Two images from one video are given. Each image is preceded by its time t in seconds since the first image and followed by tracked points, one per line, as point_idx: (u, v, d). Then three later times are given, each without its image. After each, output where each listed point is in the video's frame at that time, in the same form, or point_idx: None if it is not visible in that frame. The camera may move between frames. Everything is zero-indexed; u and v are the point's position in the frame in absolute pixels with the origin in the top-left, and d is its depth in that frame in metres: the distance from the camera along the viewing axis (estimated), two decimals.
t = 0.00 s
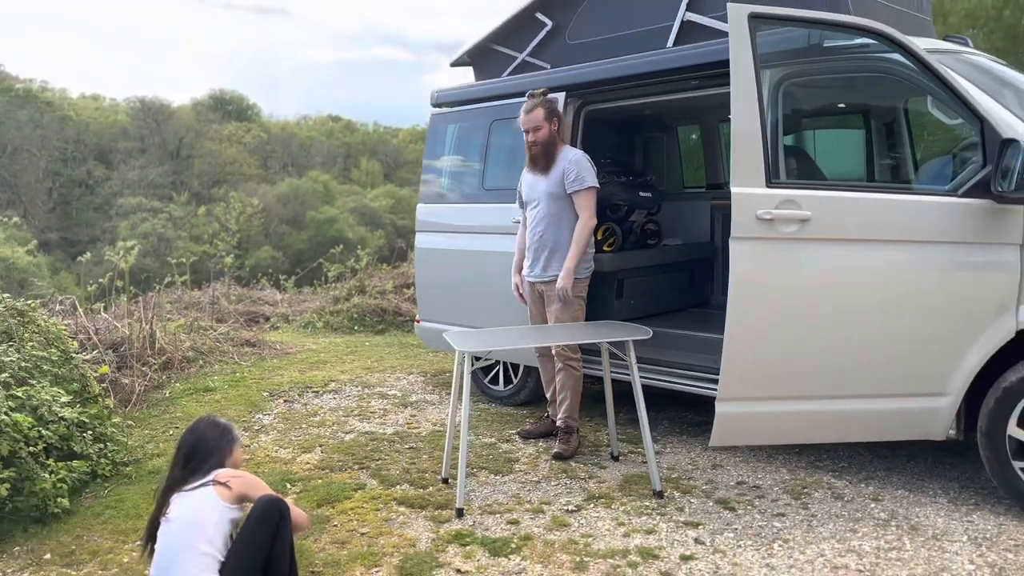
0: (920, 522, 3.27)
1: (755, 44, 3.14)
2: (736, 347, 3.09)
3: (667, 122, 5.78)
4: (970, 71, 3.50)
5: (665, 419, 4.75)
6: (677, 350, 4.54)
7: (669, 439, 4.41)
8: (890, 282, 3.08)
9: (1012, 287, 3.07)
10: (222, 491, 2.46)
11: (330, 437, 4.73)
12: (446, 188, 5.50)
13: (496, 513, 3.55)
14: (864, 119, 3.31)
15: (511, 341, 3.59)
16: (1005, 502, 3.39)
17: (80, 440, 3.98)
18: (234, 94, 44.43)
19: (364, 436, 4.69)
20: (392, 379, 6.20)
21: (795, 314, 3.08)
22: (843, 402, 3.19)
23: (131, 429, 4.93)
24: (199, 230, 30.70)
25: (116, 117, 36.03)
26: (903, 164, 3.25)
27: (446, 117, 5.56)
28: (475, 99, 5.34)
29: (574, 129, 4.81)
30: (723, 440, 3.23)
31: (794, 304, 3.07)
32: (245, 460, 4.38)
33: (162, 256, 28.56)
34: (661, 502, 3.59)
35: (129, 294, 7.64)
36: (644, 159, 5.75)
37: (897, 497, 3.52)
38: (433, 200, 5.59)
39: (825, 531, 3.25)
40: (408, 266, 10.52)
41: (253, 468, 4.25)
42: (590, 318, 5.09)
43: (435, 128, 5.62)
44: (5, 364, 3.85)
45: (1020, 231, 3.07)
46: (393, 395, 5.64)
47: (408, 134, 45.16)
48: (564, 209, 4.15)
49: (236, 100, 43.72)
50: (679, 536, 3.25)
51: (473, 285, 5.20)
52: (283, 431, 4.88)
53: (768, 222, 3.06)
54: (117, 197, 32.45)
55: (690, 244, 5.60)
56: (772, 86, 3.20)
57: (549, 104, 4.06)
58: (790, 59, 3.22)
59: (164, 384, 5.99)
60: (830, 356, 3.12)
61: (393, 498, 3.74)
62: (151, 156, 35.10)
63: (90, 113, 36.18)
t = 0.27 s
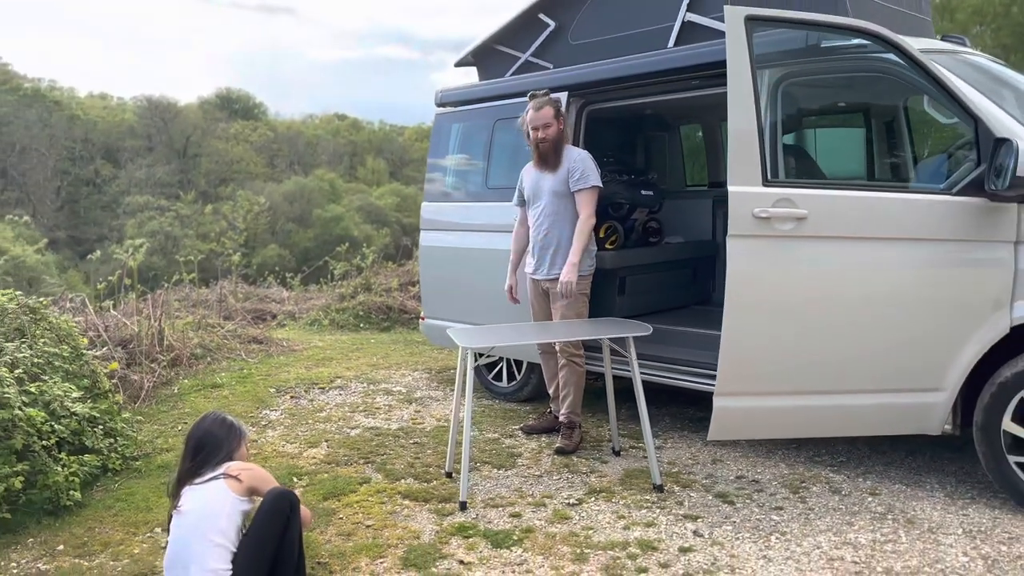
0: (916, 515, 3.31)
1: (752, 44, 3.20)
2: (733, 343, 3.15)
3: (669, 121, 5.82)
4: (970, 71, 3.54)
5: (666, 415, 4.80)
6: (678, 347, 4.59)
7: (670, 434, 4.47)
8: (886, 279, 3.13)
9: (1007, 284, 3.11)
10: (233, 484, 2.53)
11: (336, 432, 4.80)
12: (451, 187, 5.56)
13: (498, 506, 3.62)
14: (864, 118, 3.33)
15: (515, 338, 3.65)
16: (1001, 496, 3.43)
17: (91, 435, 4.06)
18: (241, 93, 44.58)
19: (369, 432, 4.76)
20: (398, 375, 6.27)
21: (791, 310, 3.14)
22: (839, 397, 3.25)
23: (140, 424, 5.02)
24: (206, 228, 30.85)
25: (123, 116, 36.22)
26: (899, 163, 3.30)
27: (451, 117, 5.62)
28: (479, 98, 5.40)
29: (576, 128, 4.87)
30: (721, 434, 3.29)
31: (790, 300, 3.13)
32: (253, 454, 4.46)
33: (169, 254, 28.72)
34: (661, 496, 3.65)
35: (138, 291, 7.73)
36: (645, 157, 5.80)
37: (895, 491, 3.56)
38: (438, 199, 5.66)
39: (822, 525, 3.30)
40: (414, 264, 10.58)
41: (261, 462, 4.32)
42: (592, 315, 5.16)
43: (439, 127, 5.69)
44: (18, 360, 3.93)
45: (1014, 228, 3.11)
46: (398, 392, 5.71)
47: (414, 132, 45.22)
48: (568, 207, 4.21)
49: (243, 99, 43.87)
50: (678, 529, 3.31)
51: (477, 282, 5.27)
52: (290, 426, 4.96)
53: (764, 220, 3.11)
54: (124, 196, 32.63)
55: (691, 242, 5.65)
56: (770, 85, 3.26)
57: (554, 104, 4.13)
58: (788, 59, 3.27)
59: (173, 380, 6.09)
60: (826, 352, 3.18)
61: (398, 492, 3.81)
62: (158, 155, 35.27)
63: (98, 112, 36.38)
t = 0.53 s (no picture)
0: (915, 510, 3.34)
1: (750, 43, 3.23)
2: (733, 339, 3.19)
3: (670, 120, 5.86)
4: (967, 70, 3.57)
5: (667, 411, 4.84)
6: (679, 344, 4.63)
7: (671, 431, 4.51)
8: (883, 276, 3.17)
9: (1003, 281, 3.14)
10: (245, 480, 2.58)
11: (339, 429, 4.84)
12: (453, 185, 5.60)
13: (501, 502, 3.65)
14: (864, 116, 3.37)
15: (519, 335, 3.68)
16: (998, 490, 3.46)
17: (96, 432, 4.10)
18: (242, 92, 44.62)
19: (372, 429, 4.80)
20: (400, 373, 6.31)
21: (790, 307, 3.17)
22: (838, 393, 3.28)
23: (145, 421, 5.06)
24: (207, 227, 30.89)
25: (124, 115, 36.26)
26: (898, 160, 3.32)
27: (452, 116, 5.66)
28: (481, 98, 5.43)
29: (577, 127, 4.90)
30: (722, 430, 3.33)
31: (788, 297, 3.17)
32: (257, 451, 4.50)
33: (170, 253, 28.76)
34: (662, 492, 3.69)
35: (141, 290, 7.77)
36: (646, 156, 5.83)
37: (893, 486, 3.60)
38: (439, 198, 5.70)
39: (821, 519, 3.33)
40: (416, 262, 10.62)
41: (265, 459, 4.36)
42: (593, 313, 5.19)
43: (441, 127, 5.72)
44: (24, 358, 3.97)
45: (1011, 225, 3.14)
46: (401, 389, 5.75)
47: (415, 131, 45.26)
48: (570, 206, 4.24)
49: (244, 98, 43.89)
50: (679, 523, 3.35)
51: (479, 280, 5.30)
52: (294, 423, 5.00)
53: (763, 218, 3.14)
54: (126, 195, 32.68)
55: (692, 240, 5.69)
56: (769, 84, 3.29)
57: (553, 105, 4.15)
58: (787, 58, 3.30)
59: (176, 378, 6.14)
60: (824, 348, 3.22)
61: (402, 488, 3.84)
62: (159, 154, 35.32)
63: (98, 112, 36.42)
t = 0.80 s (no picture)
0: (911, 508, 3.37)
1: (747, 46, 3.26)
2: (730, 339, 3.21)
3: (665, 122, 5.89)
4: (961, 72, 3.59)
5: (665, 412, 4.86)
6: (676, 345, 4.65)
7: (669, 431, 4.53)
8: (878, 276, 3.20)
9: (997, 280, 3.17)
10: (250, 483, 2.60)
11: (337, 431, 4.85)
12: (450, 187, 5.61)
13: (500, 502, 3.67)
14: (859, 118, 3.42)
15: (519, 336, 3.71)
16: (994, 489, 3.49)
17: (95, 435, 4.10)
18: (235, 94, 44.54)
19: (371, 430, 4.81)
20: (397, 375, 6.32)
21: (787, 307, 3.20)
22: (834, 392, 3.31)
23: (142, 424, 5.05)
24: (200, 230, 30.82)
25: (116, 117, 36.16)
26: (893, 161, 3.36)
27: (449, 118, 5.67)
28: (478, 100, 5.45)
29: (574, 129, 4.92)
30: (720, 429, 3.36)
31: (785, 298, 3.19)
32: (256, 454, 4.50)
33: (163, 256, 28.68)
34: (661, 491, 3.71)
35: (137, 293, 7.76)
36: (642, 158, 5.86)
37: (890, 485, 3.62)
38: (437, 200, 5.71)
39: (819, 518, 3.36)
40: (411, 264, 10.62)
41: (264, 461, 4.37)
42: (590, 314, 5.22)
43: (438, 129, 5.74)
44: (22, 360, 3.96)
45: (1006, 226, 3.16)
46: (398, 391, 5.76)
47: (408, 133, 45.24)
48: (567, 207, 4.27)
49: (237, 100, 43.80)
50: (678, 523, 3.37)
51: (476, 282, 5.32)
52: (292, 425, 5.01)
53: (761, 219, 3.17)
54: (119, 197, 32.58)
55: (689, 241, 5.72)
56: (765, 86, 3.32)
57: (548, 108, 4.16)
58: (783, 60, 3.33)
59: (174, 381, 6.13)
60: (820, 348, 3.25)
61: (401, 489, 3.86)
62: (152, 156, 35.24)
63: (90, 114, 36.31)
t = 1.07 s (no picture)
0: (901, 507, 3.40)
1: (737, 51, 3.30)
2: (722, 341, 3.24)
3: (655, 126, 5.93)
4: (948, 77, 3.64)
5: (656, 414, 4.89)
6: (668, 348, 4.68)
7: (660, 433, 4.56)
8: (867, 278, 3.24)
9: (984, 282, 3.21)
10: (245, 487, 2.59)
11: (330, 435, 4.85)
12: (441, 191, 5.62)
13: (494, 505, 3.68)
14: (846, 122, 3.45)
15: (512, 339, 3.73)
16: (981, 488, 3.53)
17: (86, 440, 4.08)
18: (223, 99, 44.39)
19: (363, 434, 4.81)
20: (389, 379, 6.32)
21: (777, 309, 3.24)
22: (824, 393, 3.35)
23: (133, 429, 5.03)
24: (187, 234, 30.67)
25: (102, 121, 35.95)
26: (881, 164, 3.40)
27: (440, 122, 5.68)
28: (468, 104, 5.47)
29: (565, 133, 4.95)
30: (712, 431, 3.38)
31: (776, 300, 3.23)
32: (248, 458, 4.50)
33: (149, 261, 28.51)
34: (653, 493, 3.73)
35: (126, 297, 7.73)
36: (632, 162, 5.90)
37: (879, 485, 3.66)
38: (428, 204, 5.72)
39: (810, 518, 3.39)
40: (401, 268, 10.62)
41: (257, 465, 4.36)
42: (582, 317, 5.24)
43: (429, 133, 5.75)
44: (13, 365, 3.94)
45: (992, 229, 3.21)
46: (390, 395, 5.76)
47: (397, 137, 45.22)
48: (558, 210, 4.29)
49: (225, 104, 43.64)
50: (671, 524, 3.40)
51: (468, 286, 5.33)
52: (284, 429, 5.00)
53: (752, 222, 3.20)
54: (105, 202, 32.38)
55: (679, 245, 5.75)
56: (754, 91, 3.36)
57: (537, 114, 4.15)
58: (772, 65, 3.37)
59: (164, 385, 6.11)
60: (811, 349, 3.28)
61: (394, 493, 3.86)
62: (138, 161, 35.05)
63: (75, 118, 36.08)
